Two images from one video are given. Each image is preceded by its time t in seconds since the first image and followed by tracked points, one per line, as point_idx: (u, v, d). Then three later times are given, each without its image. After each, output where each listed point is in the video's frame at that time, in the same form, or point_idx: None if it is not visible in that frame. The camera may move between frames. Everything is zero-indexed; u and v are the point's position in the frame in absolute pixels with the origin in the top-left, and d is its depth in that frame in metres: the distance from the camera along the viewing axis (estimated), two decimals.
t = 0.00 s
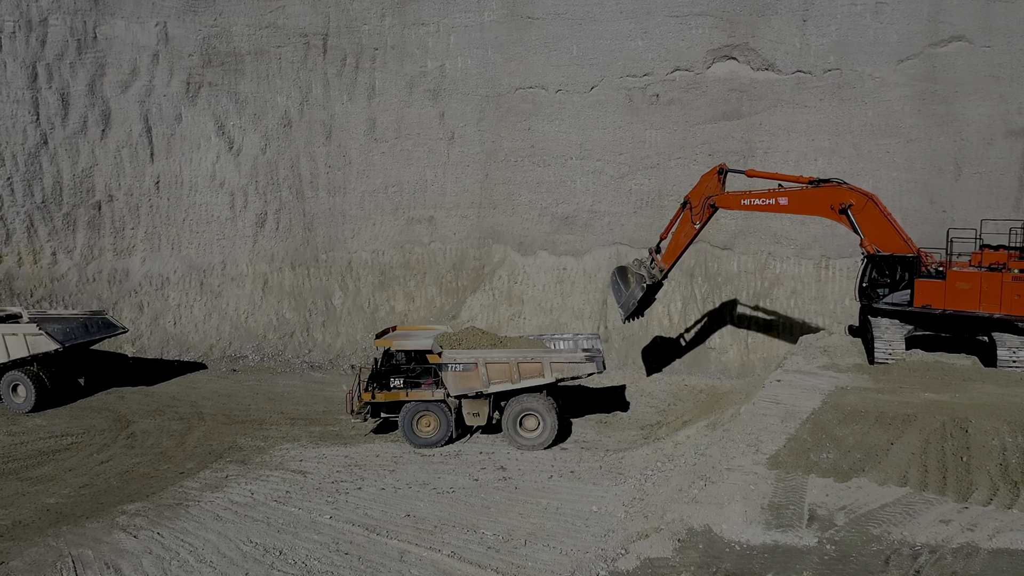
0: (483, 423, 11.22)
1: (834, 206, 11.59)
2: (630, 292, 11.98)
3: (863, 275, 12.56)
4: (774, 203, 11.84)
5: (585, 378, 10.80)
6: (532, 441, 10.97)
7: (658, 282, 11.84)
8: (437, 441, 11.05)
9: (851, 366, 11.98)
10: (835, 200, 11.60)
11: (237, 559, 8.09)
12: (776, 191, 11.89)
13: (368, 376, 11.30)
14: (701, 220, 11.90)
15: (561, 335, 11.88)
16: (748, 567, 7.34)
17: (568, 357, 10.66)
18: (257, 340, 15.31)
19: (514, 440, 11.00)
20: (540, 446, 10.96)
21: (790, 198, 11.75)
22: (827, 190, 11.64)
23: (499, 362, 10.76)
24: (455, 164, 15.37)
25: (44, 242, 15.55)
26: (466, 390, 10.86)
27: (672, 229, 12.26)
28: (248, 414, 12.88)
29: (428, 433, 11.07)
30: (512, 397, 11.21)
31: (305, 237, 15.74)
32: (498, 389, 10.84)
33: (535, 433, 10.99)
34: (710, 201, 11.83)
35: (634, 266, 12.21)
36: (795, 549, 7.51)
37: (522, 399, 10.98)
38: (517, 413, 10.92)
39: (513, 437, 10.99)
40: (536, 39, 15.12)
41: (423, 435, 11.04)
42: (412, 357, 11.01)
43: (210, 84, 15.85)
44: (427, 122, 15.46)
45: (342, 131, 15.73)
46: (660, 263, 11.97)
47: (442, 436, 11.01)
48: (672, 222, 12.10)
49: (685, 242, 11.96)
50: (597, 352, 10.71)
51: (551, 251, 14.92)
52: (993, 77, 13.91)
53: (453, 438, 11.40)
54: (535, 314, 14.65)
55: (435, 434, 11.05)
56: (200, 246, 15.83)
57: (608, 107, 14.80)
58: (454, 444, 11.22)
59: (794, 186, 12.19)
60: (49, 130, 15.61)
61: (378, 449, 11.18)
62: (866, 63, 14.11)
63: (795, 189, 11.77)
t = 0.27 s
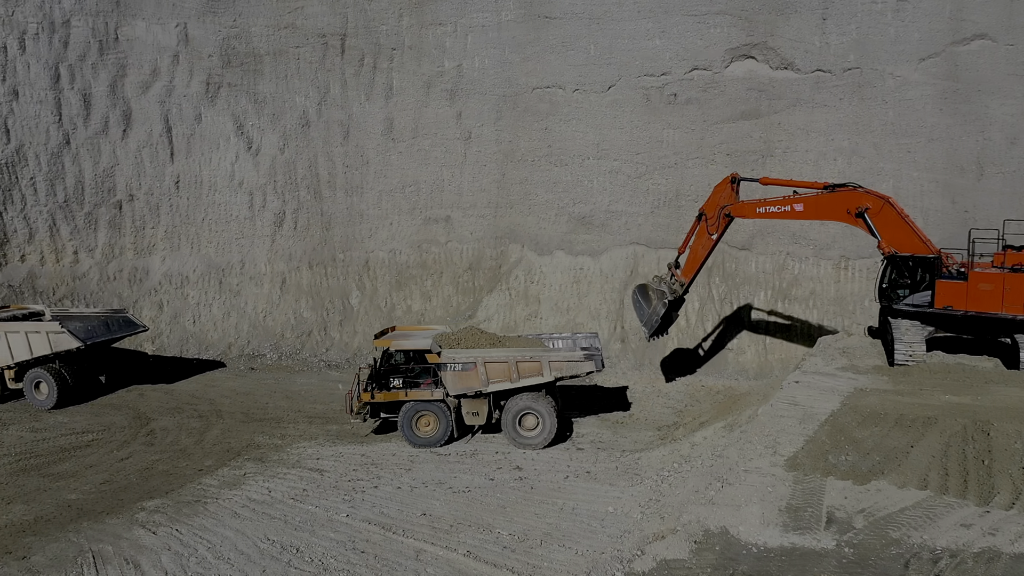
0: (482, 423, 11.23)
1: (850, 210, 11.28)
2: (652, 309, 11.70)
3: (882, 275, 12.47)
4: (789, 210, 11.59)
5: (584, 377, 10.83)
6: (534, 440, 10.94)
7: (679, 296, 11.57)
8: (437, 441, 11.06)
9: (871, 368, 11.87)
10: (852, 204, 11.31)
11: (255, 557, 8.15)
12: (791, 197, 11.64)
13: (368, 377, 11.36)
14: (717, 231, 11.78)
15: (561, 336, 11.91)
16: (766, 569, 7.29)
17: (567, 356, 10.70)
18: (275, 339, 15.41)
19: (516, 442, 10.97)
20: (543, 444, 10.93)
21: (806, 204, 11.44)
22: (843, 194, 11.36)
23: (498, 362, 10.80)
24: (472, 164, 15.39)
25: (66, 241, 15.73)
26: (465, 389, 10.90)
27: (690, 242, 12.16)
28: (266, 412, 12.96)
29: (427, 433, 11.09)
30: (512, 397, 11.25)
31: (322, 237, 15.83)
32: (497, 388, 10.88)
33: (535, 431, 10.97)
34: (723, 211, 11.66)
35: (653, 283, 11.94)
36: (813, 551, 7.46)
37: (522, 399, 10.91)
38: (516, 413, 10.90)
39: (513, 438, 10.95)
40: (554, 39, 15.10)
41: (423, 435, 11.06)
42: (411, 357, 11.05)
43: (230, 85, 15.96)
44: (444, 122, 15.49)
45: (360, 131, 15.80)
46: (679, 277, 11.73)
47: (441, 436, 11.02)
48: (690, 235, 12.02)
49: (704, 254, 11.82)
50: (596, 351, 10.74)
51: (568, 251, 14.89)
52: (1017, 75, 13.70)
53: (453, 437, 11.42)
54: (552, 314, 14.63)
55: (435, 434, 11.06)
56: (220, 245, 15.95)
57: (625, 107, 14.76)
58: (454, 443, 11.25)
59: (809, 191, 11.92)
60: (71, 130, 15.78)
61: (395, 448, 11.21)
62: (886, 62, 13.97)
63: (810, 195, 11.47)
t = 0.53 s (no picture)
0: (482, 423, 11.27)
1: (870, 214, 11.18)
2: (673, 321, 11.73)
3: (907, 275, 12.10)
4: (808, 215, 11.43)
5: (584, 377, 10.89)
6: (536, 438, 10.95)
7: (702, 307, 11.61)
8: (437, 440, 11.08)
9: (894, 370, 11.73)
10: (872, 207, 11.16)
11: (275, 554, 8.20)
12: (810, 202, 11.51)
13: (369, 375, 11.33)
14: (736, 239, 11.76)
15: (560, 335, 11.95)
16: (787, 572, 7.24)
17: (568, 356, 10.75)
18: (295, 337, 15.52)
19: (518, 442, 11.00)
20: (546, 441, 10.94)
21: (825, 209, 11.34)
22: (862, 198, 11.23)
23: (499, 361, 10.83)
24: (491, 163, 15.41)
25: (91, 240, 15.93)
26: (466, 388, 10.92)
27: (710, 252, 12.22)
28: (287, 410, 13.05)
29: (428, 432, 11.12)
30: (512, 396, 11.30)
31: (342, 236, 15.91)
32: (498, 388, 10.91)
33: (537, 429, 10.99)
34: (741, 219, 11.74)
35: (674, 296, 12.03)
36: (835, 555, 7.39)
37: (523, 399, 10.98)
38: (515, 414, 10.94)
39: (515, 439, 10.98)
40: (573, 38, 15.07)
41: (424, 435, 11.08)
42: (413, 356, 11.02)
43: (252, 85, 16.09)
44: (464, 122, 15.52)
45: (381, 131, 15.86)
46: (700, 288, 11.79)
47: (442, 435, 11.04)
48: (708, 245, 12.07)
49: (723, 264, 11.83)
50: (597, 352, 10.80)
51: (587, 251, 14.86)
52: None
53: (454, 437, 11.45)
54: (571, 314, 14.62)
55: (436, 433, 11.09)
56: (241, 244, 16.09)
57: (645, 106, 14.69)
58: (455, 442, 11.28)
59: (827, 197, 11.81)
60: (96, 130, 15.97)
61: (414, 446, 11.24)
62: (911, 60, 13.77)
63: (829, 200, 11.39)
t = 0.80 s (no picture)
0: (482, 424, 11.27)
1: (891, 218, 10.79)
2: (692, 334, 11.37)
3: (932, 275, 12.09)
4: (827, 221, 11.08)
5: (585, 377, 10.82)
6: (538, 438, 10.93)
7: (720, 318, 11.22)
8: (437, 441, 11.09)
9: (918, 373, 11.59)
10: (893, 211, 10.79)
11: (294, 552, 8.24)
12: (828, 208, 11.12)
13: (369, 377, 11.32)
14: (753, 248, 11.27)
15: (561, 335, 11.87)
16: None
17: (567, 357, 10.68)
18: (316, 337, 15.64)
19: (522, 445, 10.98)
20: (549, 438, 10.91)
21: (845, 215, 10.95)
22: (883, 202, 10.84)
23: (498, 363, 10.80)
24: (511, 164, 15.43)
25: (115, 240, 16.10)
26: (466, 390, 10.90)
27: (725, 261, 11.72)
28: (307, 409, 13.13)
29: (427, 434, 11.13)
30: (512, 397, 11.27)
31: (363, 237, 16.00)
32: (497, 389, 10.88)
33: (537, 429, 10.97)
34: (758, 227, 11.26)
35: (691, 307, 11.62)
36: (857, 560, 7.31)
37: (523, 399, 10.95)
38: (514, 418, 10.93)
39: (518, 442, 10.97)
40: (594, 39, 15.04)
41: (423, 436, 11.09)
42: (412, 358, 10.99)
43: (274, 86, 16.20)
44: (484, 122, 15.55)
45: (401, 132, 15.92)
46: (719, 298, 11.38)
47: (441, 437, 11.05)
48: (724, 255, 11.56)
49: (741, 273, 11.33)
50: (597, 352, 10.71)
51: (607, 252, 14.82)
52: None
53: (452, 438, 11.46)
54: (590, 314, 14.62)
55: (435, 434, 11.10)
56: (263, 244, 16.21)
57: (666, 106, 14.63)
58: (455, 444, 11.30)
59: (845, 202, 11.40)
60: (121, 131, 16.12)
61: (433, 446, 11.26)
62: (936, 59, 13.57)
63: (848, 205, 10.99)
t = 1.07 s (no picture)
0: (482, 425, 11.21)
1: (913, 222, 10.24)
2: (709, 348, 10.99)
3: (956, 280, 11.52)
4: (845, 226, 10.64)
5: (584, 378, 10.83)
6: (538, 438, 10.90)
7: (737, 328, 10.92)
8: (436, 442, 11.07)
9: (942, 375, 11.44)
10: (914, 215, 10.23)
11: (314, 550, 8.28)
12: (846, 214, 10.74)
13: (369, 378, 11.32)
14: (769, 257, 11.04)
15: (559, 336, 11.87)
16: None
17: (566, 357, 10.69)
18: (336, 336, 15.76)
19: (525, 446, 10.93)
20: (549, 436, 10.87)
21: (863, 220, 10.47)
22: (903, 206, 10.29)
23: (498, 363, 10.79)
24: (531, 164, 15.44)
25: (139, 239, 16.25)
26: (465, 390, 10.88)
27: (742, 269, 11.46)
28: (327, 408, 13.21)
29: (427, 434, 11.10)
30: (511, 398, 11.25)
31: (383, 236, 16.09)
32: (497, 389, 10.86)
33: (536, 428, 10.96)
34: (773, 235, 10.98)
35: (707, 321, 11.37)
36: (880, 564, 7.22)
37: (523, 400, 10.93)
38: (513, 418, 10.90)
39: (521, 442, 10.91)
40: (614, 38, 14.98)
41: (423, 437, 11.06)
42: (411, 358, 10.99)
43: (296, 87, 16.31)
44: (504, 122, 15.56)
45: (421, 132, 15.98)
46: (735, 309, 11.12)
47: (441, 437, 11.03)
48: (740, 264, 11.30)
49: (756, 283, 11.09)
50: (596, 352, 10.71)
51: (627, 252, 14.77)
52: None
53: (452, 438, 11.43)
54: (610, 314, 14.61)
55: (435, 435, 11.07)
56: (284, 243, 16.33)
57: (687, 105, 14.55)
58: (455, 445, 11.28)
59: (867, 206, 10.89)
60: (145, 132, 16.26)
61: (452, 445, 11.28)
62: (963, 57, 13.34)
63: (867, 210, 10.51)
